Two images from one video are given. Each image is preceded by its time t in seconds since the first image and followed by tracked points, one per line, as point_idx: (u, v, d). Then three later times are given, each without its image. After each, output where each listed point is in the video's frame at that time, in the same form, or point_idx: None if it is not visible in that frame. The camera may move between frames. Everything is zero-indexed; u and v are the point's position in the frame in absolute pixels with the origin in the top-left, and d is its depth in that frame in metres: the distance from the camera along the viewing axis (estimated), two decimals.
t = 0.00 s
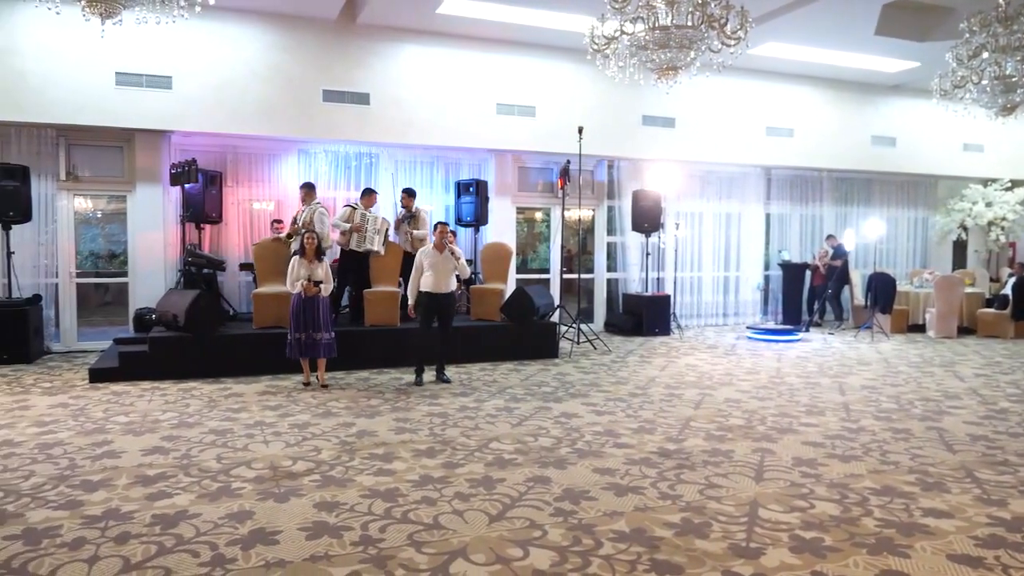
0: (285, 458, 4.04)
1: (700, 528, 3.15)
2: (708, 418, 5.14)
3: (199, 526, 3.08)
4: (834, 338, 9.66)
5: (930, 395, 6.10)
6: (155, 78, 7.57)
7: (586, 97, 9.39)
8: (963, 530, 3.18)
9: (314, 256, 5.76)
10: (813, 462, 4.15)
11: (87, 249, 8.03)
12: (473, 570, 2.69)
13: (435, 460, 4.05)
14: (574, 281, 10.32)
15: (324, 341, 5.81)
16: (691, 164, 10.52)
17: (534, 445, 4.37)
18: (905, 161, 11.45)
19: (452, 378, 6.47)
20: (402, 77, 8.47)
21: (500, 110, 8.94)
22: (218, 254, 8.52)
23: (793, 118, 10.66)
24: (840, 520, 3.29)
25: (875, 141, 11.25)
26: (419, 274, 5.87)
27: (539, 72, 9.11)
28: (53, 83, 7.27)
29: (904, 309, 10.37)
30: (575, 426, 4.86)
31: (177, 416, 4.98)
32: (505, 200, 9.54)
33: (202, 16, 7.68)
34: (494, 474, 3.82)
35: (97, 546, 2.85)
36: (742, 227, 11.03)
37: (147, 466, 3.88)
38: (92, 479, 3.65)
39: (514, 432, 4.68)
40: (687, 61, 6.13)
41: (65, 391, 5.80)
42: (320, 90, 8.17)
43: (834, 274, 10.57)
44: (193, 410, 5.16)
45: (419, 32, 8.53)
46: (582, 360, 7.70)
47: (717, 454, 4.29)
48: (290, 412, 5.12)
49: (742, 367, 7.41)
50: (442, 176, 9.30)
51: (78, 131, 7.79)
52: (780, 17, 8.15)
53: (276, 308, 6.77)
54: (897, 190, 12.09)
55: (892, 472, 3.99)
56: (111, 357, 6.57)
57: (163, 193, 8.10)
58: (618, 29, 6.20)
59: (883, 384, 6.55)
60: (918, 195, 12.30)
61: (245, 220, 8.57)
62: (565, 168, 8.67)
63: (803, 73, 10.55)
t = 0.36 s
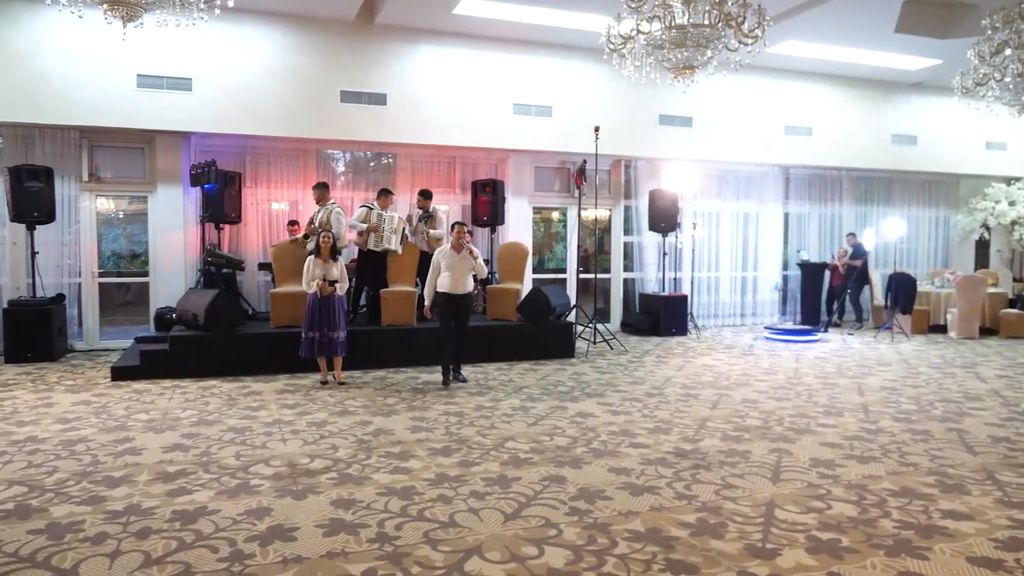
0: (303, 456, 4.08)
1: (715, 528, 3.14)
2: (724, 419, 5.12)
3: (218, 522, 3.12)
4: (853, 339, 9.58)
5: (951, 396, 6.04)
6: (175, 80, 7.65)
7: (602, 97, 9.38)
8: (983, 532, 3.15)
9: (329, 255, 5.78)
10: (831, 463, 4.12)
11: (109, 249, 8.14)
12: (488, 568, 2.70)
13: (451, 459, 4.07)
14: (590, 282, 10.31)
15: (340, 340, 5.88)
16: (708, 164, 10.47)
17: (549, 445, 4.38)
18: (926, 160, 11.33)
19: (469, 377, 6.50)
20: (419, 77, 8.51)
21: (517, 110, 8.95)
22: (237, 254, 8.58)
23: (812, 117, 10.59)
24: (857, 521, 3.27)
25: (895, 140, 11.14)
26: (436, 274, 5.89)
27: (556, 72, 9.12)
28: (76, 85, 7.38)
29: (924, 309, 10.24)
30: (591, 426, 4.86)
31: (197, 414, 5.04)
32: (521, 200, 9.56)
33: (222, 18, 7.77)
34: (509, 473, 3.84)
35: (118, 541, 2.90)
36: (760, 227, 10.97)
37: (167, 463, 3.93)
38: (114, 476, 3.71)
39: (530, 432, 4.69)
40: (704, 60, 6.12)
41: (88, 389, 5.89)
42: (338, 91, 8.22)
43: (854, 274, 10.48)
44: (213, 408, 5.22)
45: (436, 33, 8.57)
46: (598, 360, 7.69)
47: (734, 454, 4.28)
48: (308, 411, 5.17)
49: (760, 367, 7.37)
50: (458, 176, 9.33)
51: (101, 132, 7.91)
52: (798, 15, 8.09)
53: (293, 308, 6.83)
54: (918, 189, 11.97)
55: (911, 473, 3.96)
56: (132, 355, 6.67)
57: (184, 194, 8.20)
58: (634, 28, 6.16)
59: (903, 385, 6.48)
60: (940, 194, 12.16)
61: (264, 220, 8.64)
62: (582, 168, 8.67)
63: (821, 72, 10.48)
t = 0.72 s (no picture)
0: (315, 455, 4.09)
1: (728, 529, 3.13)
2: (737, 419, 5.10)
3: (230, 520, 3.13)
4: (867, 339, 9.51)
5: (966, 398, 5.98)
6: (188, 81, 7.69)
7: (614, 97, 9.36)
8: (999, 535, 3.12)
9: (340, 255, 5.83)
10: (844, 464, 4.09)
11: (123, 249, 8.20)
12: (499, 568, 2.70)
13: (463, 459, 4.07)
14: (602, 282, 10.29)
15: (351, 339, 5.87)
16: (720, 164, 10.43)
17: (561, 445, 4.38)
18: (941, 160, 11.23)
19: (480, 377, 6.50)
20: (431, 78, 8.52)
21: (529, 110, 8.94)
22: (250, 254, 8.61)
23: (825, 116, 10.53)
24: (872, 523, 3.24)
25: (910, 140, 11.05)
26: (445, 274, 5.88)
27: (567, 72, 9.11)
28: (91, 87, 7.44)
29: (939, 310, 10.16)
30: (603, 426, 4.85)
31: (210, 413, 5.07)
32: (533, 200, 9.55)
33: (235, 19, 7.81)
34: (521, 473, 3.83)
35: (132, 539, 2.91)
36: (773, 227, 10.92)
37: (180, 462, 3.95)
38: (128, 474, 3.73)
39: (541, 432, 4.69)
40: (717, 59, 6.09)
41: (102, 388, 5.93)
42: (350, 91, 8.24)
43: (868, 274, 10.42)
44: (226, 407, 5.24)
45: (447, 34, 8.57)
46: (610, 360, 7.68)
47: (746, 455, 4.25)
48: (320, 410, 5.18)
49: (772, 368, 7.33)
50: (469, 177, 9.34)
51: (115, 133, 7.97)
52: (810, 13, 8.03)
53: (304, 307, 6.85)
54: (933, 189, 11.88)
55: (926, 475, 3.92)
56: (146, 354, 6.71)
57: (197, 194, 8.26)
58: (646, 28, 6.13)
59: (917, 387, 6.43)
60: (955, 194, 12.06)
61: (277, 220, 8.69)
62: (593, 168, 8.65)
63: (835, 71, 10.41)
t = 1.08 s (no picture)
0: (328, 455, 4.08)
1: (746, 532, 3.09)
2: (752, 421, 5.05)
3: (244, 521, 3.11)
4: (883, 340, 9.41)
5: (985, 399, 5.90)
6: (201, 80, 7.70)
7: (627, 96, 9.31)
8: None
9: (354, 255, 5.83)
10: (863, 467, 4.04)
11: (137, 249, 8.23)
12: (515, 571, 2.67)
13: (476, 459, 4.04)
14: (614, 281, 10.24)
15: (365, 338, 5.84)
16: (733, 163, 10.36)
17: (575, 446, 4.34)
18: (956, 158, 11.12)
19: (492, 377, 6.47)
20: (443, 77, 8.51)
21: (541, 109, 8.91)
22: (263, 253, 8.63)
23: (839, 114, 10.44)
24: (892, 527, 3.19)
25: (925, 138, 10.94)
26: (454, 275, 5.81)
27: (579, 71, 9.06)
28: (104, 87, 7.47)
29: (955, 311, 10.02)
30: (616, 427, 4.81)
31: (223, 412, 5.07)
32: (545, 200, 9.51)
33: (248, 19, 7.81)
34: (535, 474, 3.80)
35: (146, 539, 2.90)
36: (787, 227, 10.83)
37: (194, 461, 3.94)
38: (142, 474, 3.73)
39: (555, 432, 4.66)
40: (732, 57, 6.04)
41: (116, 387, 5.94)
42: (362, 91, 8.23)
43: (884, 276, 10.35)
44: (238, 407, 5.24)
45: (459, 33, 8.55)
46: (623, 360, 7.63)
47: (763, 457, 4.21)
48: (332, 410, 5.17)
49: (787, 368, 7.27)
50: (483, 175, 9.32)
51: (129, 133, 7.99)
52: (825, 10, 7.94)
53: (318, 308, 6.85)
54: (948, 188, 11.76)
55: (946, 478, 3.86)
56: (159, 354, 6.72)
57: (211, 194, 8.26)
58: (660, 25, 6.07)
59: (935, 388, 6.35)
60: (970, 193, 11.93)
61: (289, 220, 8.70)
62: (606, 167, 8.61)
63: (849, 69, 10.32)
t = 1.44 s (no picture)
0: (338, 458, 4.03)
1: (766, 539, 3.03)
2: (767, 423, 4.99)
3: (255, 525, 3.07)
4: (895, 341, 9.33)
5: (1002, 402, 5.82)
6: (210, 80, 7.68)
7: (637, 95, 9.24)
8: None
9: (370, 255, 5.78)
10: (881, 471, 3.97)
11: (144, 249, 8.21)
12: None
13: (489, 463, 3.99)
14: (623, 282, 10.18)
15: (380, 340, 5.79)
16: (744, 163, 10.28)
17: (588, 449, 4.29)
18: (969, 158, 11.02)
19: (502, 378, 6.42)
20: (452, 77, 8.46)
21: (550, 109, 8.86)
22: (272, 253, 8.59)
23: (851, 114, 10.35)
24: (915, 533, 3.12)
25: (938, 138, 10.85)
26: (464, 277, 5.72)
27: (589, 70, 9.00)
28: (113, 87, 7.45)
29: (967, 312, 9.93)
30: (629, 430, 4.76)
31: (232, 414, 5.03)
32: (555, 200, 9.46)
33: (257, 18, 7.78)
34: (549, 478, 3.75)
35: (156, 544, 2.86)
36: (797, 227, 10.75)
37: (204, 464, 3.91)
38: (151, 476, 3.69)
39: (567, 435, 4.60)
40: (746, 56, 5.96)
41: (124, 388, 5.91)
42: (371, 90, 8.20)
43: (896, 276, 10.26)
44: (247, 408, 5.20)
45: (469, 32, 8.50)
46: (633, 361, 7.57)
47: (779, 461, 4.15)
48: (342, 411, 5.13)
49: (799, 370, 7.19)
50: (492, 174, 9.27)
51: (137, 132, 7.97)
52: (838, 8, 7.86)
53: (327, 308, 6.81)
54: (960, 188, 11.65)
55: (967, 483, 3.79)
56: (168, 354, 6.69)
57: (219, 194, 8.25)
58: (672, 23, 6.01)
59: (950, 390, 6.27)
60: (983, 193, 11.82)
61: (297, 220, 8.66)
62: (616, 167, 8.54)
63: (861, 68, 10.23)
